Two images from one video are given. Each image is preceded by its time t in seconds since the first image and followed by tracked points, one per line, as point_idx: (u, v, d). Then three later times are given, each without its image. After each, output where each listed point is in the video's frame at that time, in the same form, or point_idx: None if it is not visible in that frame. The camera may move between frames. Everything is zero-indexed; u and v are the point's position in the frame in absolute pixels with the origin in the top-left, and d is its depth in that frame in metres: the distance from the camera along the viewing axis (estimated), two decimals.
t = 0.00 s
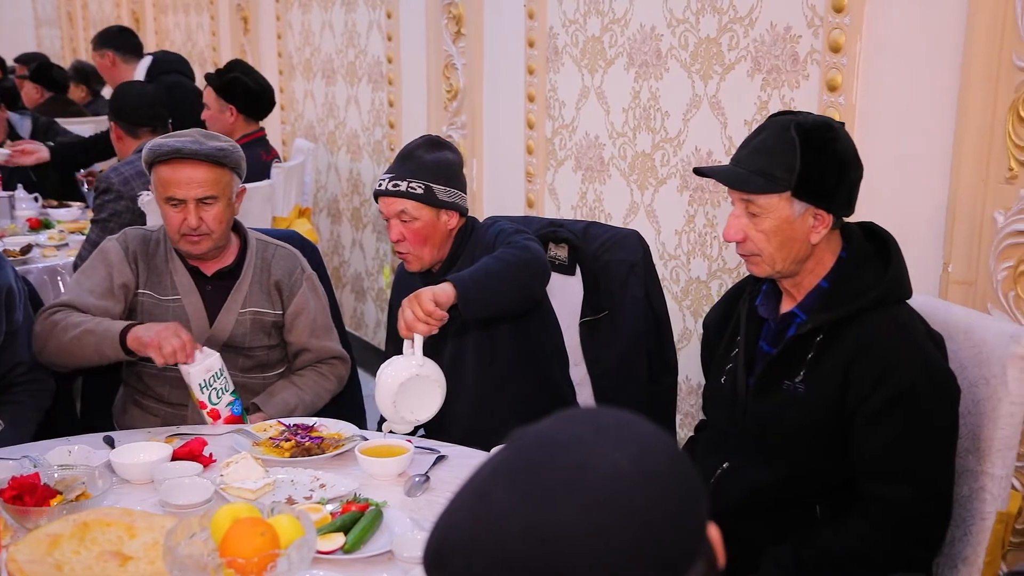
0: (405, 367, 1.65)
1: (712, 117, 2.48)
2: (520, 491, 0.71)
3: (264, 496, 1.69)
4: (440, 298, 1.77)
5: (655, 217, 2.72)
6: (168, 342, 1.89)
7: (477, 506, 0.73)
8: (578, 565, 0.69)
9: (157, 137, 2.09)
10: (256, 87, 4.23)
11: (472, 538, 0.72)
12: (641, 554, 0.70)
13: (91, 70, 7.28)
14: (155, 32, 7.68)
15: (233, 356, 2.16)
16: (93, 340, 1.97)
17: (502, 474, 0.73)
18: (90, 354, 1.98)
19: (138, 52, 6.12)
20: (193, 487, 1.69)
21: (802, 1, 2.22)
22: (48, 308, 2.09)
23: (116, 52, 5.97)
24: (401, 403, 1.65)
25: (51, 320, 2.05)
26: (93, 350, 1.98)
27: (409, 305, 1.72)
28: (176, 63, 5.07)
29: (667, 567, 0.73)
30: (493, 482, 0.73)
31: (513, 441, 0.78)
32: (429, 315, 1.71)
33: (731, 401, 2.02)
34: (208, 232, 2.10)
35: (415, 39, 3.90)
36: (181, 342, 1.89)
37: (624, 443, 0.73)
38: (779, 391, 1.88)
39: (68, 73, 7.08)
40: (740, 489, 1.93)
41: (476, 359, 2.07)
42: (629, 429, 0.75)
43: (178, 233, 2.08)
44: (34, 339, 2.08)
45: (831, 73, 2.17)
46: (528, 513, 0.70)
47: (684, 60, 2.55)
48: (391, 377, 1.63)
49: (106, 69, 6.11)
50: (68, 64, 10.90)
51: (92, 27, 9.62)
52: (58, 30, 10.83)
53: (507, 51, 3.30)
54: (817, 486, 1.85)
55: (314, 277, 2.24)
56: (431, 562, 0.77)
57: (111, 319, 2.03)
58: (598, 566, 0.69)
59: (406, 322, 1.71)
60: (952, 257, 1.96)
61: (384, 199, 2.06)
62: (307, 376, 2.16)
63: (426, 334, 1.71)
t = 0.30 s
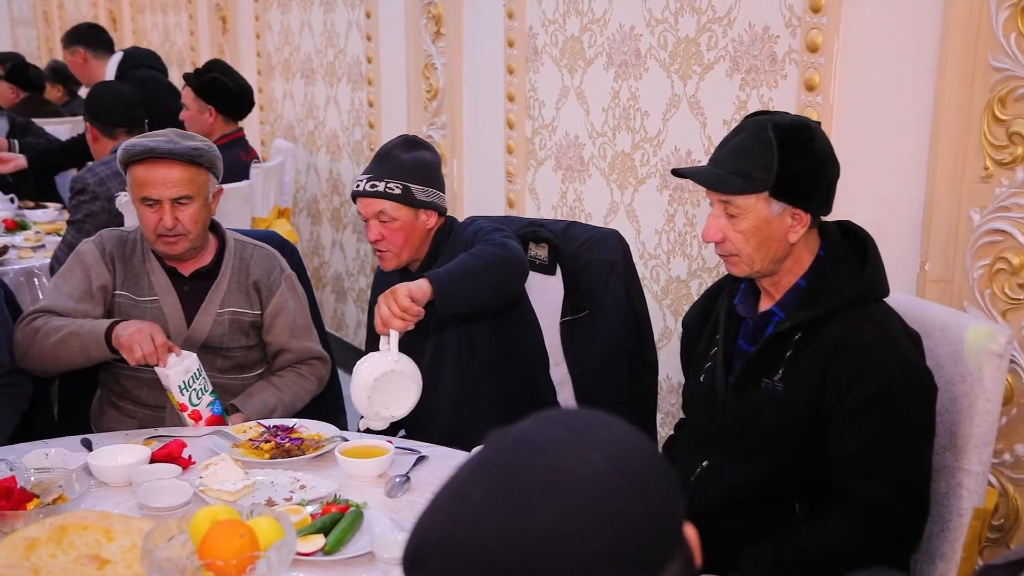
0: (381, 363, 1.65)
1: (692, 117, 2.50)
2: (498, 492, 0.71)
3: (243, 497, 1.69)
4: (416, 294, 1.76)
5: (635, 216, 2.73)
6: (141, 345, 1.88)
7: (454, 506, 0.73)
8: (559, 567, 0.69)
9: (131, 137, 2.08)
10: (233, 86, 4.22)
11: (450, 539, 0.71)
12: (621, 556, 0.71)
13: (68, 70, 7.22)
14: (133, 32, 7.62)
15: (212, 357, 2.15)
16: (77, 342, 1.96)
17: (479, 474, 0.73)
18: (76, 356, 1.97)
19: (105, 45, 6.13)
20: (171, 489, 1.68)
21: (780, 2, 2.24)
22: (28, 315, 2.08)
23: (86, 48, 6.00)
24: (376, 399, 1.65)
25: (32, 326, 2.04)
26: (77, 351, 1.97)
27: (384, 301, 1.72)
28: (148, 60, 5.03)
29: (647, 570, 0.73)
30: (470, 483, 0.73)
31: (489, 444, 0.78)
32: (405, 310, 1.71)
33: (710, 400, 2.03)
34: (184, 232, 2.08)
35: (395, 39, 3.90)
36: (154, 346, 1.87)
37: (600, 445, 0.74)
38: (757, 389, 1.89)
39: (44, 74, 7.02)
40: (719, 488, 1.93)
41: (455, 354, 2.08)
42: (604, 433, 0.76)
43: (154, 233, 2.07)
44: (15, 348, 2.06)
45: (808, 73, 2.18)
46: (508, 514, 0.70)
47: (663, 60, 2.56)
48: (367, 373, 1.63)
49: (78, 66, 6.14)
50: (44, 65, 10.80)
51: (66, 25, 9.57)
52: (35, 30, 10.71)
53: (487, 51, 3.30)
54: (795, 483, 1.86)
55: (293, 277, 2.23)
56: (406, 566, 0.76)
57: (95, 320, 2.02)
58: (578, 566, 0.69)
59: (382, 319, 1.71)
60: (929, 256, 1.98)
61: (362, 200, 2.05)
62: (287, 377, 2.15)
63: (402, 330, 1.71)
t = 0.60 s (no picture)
0: (362, 360, 1.64)
1: (670, 116, 2.51)
2: (475, 491, 0.70)
3: (222, 499, 1.68)
4: (396, 290, 1.75)
5: (614, 216, 2.74)
6: (115, 351, 1.86)
7: (430, 506, 0.72)
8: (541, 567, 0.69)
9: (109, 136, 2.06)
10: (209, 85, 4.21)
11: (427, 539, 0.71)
12: (602, 556, 0.71)
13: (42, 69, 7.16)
14: (109, 31, 7.53)
15: (191, 358, 2.14)
16: (54, 345, 1.95)
17: (456, 474, 0.72)
18: (54, 359, 1.96)
19: (71, 37, 6.11)
20: (149, 492, 1.67)
21: (758, 2, 2.25)
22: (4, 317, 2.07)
23: (60, 40, 6.02)
24: (358, 395, 1.64)
25: (8, 329, 2.03)
26: (55, 355, 1.96)
27: (363, 299, 1.71)
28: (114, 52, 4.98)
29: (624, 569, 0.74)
30: (447, 483, 0.72)
31: (463, 444, 0.77)
32: (385, 307, 1.70)
33: (689, 399, 2.03)
34: (161, 232, 2.07)
35: (373, 39, 3.89)
36: (128, 352, 1.85)
37: (575, 445, 0.74)
38: (736, 388, 1.90)
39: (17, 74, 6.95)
40: (698, 487, 1.94)
41: (435, 352, 2.08)
42: (581, 433, 0.76)
43: (131, 233, 2.06)
44: None
45: (785, 73, 2.20)
46: (486, 513, 0.69)
47: (642, 60, 2.57)
48: (349, 372, 1.63)
49: (50, 58, 6.10)
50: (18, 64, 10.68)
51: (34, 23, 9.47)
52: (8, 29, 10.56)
53: (466, 50, 3.31)
54: (773, 482, 1.87)
55: (272, 277, 2.23)
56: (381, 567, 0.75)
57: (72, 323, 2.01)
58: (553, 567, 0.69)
59: (362, 316, 1.70)
60: (905, 254, 2.00)
61: (341, 199, 2.05)
62: (267, 378, 2.14)
63: (382, 327, 1.70)
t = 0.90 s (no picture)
0: (338, 358, 1.63)
1: (649, 116, 2.52)
2: (448, 494, 0.69)
3: (200, 501, 1.67)
4: (374, 287, 1.75)
5: (594, 215, 2.75)
6: (92, 354, 1.84)
7: (404, 506, 0.71)
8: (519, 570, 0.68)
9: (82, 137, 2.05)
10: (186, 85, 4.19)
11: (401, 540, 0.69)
12: (579, 556, 0.71)
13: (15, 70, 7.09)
14: (84, 30, 7.45)
15: (168, 360, 2.13)
16: (30, 349, 1.94)
17: (429, 476, 0.71)
18: (29, 362, 1.95)
19: (31, 37, 6.02)
20: (126, 494, 1.66)
21: (735, 2, 2.26)
22: None
23: (22, 40, 5.94)
24: (336, 391, 1.64)
25: None
26: (31, 358, 1.95)
27: (342, 296, 1.71)
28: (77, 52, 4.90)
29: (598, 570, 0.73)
30: (420, 485, 0.71)
31: (436, 446, 0.75)
32: (364, 303, 1.70)
33: (669, 398, 2.04)
34: (137, 233, 2.06)
35: (352, 38, 3.88)
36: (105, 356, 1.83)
37: (548, 449, 0.73)
38: (715, 387, 1.91)
39: None
40: (677, 485, 1.94)
41: (415, 350, 2.07)
42: (558, 438, 0.74)
43: (106, 234, 2.05)
44: None
45: (763, 73, 2.21)
46: (463, 517, 0.68)
47: (621, 60, 2.58)
48: (326, 372, 1.62)
49: (12, 59, 6.01)
50: None
51: None
52: None
53: (445, 50, 3.31)
54: (753, 480, 1.88)
55: (250, 278, 2.22)
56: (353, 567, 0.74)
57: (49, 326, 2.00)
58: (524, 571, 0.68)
59: (340, 313, 1.70)
60: (882, 253, 2.01)
61: (321, 200, 2.04)
62: (245, 379, 2.14)
63: (361, 323, 1.70)
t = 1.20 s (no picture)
0: (331, 369, 1.63)
1: (629, 115, 2.53)
2: (421, 493, 0.67)
3: (179, 503, 1.66)
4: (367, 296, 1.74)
5: (574, 214, 2.76)
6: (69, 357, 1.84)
7: (380, 507, 0.69)
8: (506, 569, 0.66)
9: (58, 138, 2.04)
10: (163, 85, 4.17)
11: (377, 545, 0.67)
12: (560, 554, 0.69)
13: None
14: (59, 30, 7.37)
15: (147, 361, 2.12)
16: (5, 357, 1.93)
17: (402, 476, 0.69)
18: (6, 369, 1.95)
19: None
20: (104, 496, 1.65)
21: (713, 2, 2.27)
22: None
23: None
24: (322, 399, 1.64)
25: None
26: (8, 366, 1.94)
27: (338, 302, 1.69)
28: (31, 54, 4.82)
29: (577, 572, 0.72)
30: (396, 485, 0.69)
31: (410, 450, 0.74)
32: (358, 315, 1.69)
33: (649, 397, 2.04)
34: (113, 233, 2.05)
35: (331, 37, 3.87)
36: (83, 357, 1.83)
37: (524, 449, 0.71)
38: (695, 385, 1.91)
39: None
40: (657, 484, 1.94)
41: (396, 352, 2.07)
42: (536, 440, 0.73)
43: (81, 234, 2.04)
44: None
45: (741, 72, 2.22)
46: (440, 516, 0.66)
47: (600, 59, 2.59)
48: (317, 382, 1.62)
49: None
50: None
51: None
52: None
53: (425, 50, 3.32)
54: (733, 478, 1.88)
55: (229, 279, 2.22)
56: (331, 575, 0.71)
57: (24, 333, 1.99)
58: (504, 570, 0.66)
59: (333, 319, 1.68)
60: (860, 251, 2.02)
61: (302, 202, 2.03)
62: (225, 379, 2.13)
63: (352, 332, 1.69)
